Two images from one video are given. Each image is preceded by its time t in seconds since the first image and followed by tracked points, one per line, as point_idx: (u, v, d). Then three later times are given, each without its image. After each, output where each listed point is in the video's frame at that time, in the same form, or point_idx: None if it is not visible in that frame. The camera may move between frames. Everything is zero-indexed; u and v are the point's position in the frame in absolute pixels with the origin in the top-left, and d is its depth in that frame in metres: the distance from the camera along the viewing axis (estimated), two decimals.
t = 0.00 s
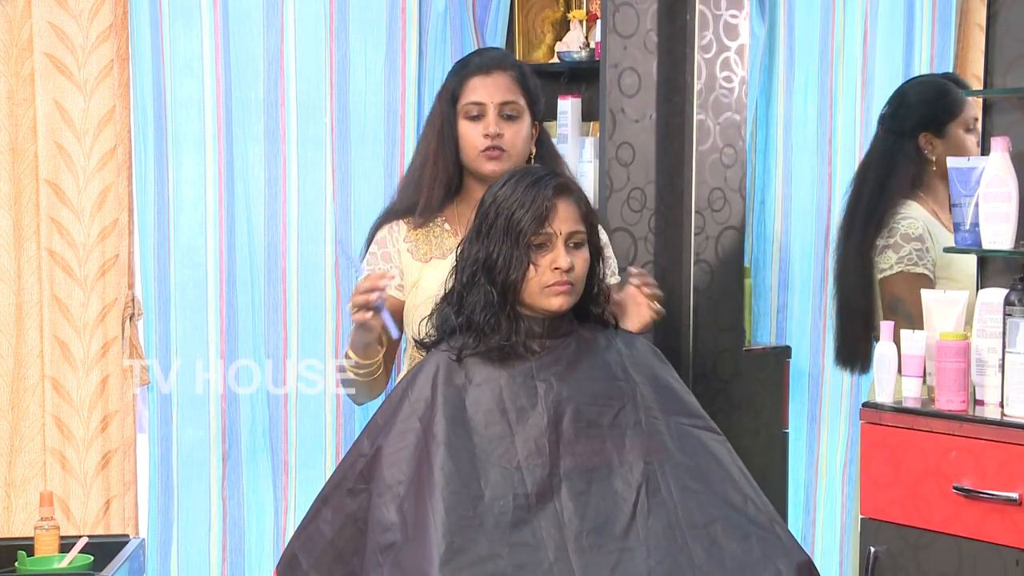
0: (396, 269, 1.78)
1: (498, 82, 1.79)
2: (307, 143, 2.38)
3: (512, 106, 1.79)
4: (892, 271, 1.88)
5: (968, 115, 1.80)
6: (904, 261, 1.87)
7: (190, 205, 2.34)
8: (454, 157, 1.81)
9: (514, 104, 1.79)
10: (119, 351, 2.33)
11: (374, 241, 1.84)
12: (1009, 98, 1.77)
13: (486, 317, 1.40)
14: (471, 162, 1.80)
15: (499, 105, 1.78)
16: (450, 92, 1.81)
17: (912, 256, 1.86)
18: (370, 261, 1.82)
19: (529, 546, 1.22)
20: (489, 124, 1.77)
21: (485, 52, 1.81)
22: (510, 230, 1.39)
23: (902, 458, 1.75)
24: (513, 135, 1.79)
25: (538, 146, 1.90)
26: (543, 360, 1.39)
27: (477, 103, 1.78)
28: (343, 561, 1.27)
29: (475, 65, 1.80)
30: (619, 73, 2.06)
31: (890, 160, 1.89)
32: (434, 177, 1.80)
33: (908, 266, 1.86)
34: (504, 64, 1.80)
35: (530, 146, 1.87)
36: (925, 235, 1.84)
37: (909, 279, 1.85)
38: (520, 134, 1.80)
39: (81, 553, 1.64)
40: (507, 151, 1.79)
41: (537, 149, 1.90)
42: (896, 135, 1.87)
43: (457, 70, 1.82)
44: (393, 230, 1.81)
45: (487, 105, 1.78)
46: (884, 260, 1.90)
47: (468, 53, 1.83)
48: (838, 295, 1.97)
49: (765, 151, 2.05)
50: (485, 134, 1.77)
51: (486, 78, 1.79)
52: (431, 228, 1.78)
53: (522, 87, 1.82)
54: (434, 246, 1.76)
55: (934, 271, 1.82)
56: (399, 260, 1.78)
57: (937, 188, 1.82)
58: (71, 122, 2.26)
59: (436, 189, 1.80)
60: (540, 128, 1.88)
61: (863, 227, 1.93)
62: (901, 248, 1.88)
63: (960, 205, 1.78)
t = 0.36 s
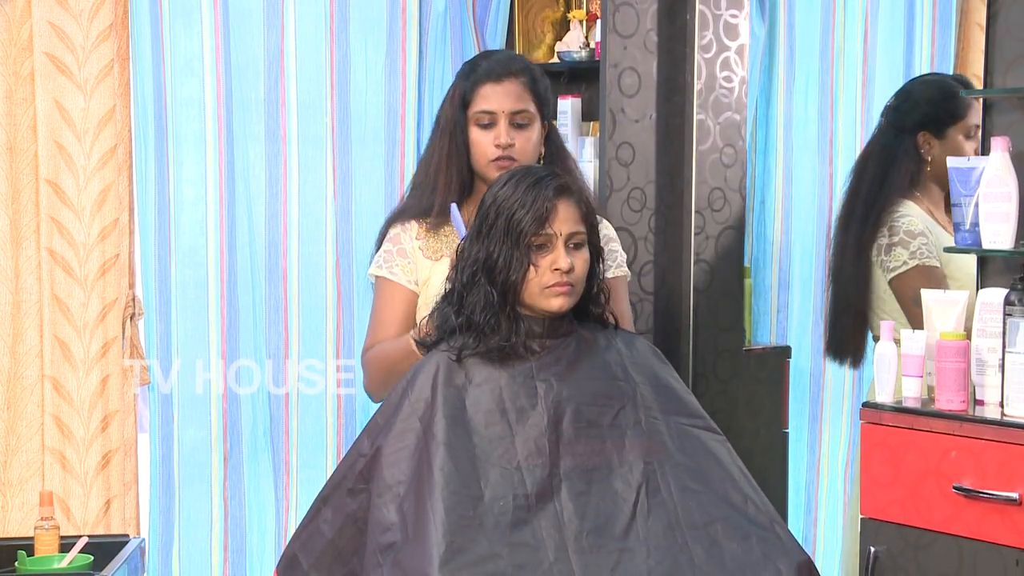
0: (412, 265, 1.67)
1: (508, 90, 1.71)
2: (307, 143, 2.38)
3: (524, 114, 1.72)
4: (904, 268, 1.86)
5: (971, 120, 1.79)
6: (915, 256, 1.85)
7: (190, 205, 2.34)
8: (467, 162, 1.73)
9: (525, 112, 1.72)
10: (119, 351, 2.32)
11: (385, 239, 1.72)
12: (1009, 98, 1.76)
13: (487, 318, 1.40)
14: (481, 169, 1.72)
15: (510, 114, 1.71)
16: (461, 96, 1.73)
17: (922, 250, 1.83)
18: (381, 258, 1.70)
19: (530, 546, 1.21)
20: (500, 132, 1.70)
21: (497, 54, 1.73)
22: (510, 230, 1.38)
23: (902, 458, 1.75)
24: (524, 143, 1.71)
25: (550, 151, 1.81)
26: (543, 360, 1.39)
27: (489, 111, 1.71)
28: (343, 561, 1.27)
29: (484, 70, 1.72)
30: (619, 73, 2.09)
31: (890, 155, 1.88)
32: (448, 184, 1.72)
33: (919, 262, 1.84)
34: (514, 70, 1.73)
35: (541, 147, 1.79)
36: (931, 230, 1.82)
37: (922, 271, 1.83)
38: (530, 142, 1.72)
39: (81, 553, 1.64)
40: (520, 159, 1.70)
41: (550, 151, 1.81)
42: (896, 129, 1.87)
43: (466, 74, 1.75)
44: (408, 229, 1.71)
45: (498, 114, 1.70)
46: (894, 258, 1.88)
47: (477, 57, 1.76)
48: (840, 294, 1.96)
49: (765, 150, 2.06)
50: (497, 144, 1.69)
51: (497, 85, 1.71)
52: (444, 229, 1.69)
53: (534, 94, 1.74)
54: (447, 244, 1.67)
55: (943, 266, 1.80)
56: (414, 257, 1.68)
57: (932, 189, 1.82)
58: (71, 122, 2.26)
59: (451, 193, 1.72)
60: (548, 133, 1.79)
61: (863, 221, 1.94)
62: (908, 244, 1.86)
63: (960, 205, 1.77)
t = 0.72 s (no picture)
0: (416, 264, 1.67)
1: (508, 94, 1.69)
2: (307, 141, 2.38)
3: (523, 118, 1.71)
4: (906, 267, 1.84)
5: (972, 124, 1.78)
6: (917, 256, 1.83)
7: (190, 204, 2.34)
8: (469, 165, 1.73)
9: (525, 115, 1.71)
10: (119, 351, 2.32)
11: (386, 239, 1.71)
12: (1009, 97, 1.75)
13: (486, 318, 1.40)
14: (483, 172, 1.72)
15: (510, 118, 1.70)
16: (461, 99, 1.73)
17: (925, 250, 1.82)
18: (382, 257, 1.68)
19: (530, 547, 1.21)
20: (500, 137, 1.69)
21: (495, 58, 1.72)
22: (511, 230, 1.38)
23: (902, 459, 1.75)
24: (524, 147, 1.71)
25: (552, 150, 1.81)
26: (543, 360, 1.39)
27: (488, 115, 1.70)
28: (343, 561, 1.27)
29: (483, 74, 1.71)
30: (618, 73, 2.15)
31: (895, 152, 1.85)
32: (451, 186, 1.72)
33: (921, 262, 1.82)
34: (513, 74, 1.71)
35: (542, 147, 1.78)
36: (932, 229, 1.81)
37: (922, 271, 1.82)
38: (531, 145, 1.71)
39: (80, 553, 1.64)
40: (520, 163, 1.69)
41: (552, 152, 1.80)
42: (899, 127, 1.85)
43: (465, 78, 1.74)
44: (410, 228, 1.70)
45: (498, 118, 1.69)
46: (895, 256, 1.86)
47: (476, 60, 1.75)
48: (839, 295, 1.95)
49: (764, 149, 2.08)
50: (497, 148, 1.69)
51: (497, 89, 1.70)
52: (447, 230, 1.69)
53: (534, 97, 1.73)
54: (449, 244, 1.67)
55: (944, 266, 1.79)
56: (417, 256, 1.67)
57: (932, 189, 1.80)
58: (71, 121, 2.26)
59: (455, 194, 1.72)
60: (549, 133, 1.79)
61: (864, 219, 1.92)
62: (911, 243, 1.84)
63: (960, 205, 1.75)
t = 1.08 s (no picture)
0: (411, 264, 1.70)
1: (503, 94, 1.73)
2: (307, 141, 2.38)
3: (519, 118, 1.74)
4: (900, 267, 1.86)
5: (972, 124, 1.79)
6: (911, 256, 1.85)
7: (190, 204, 2.34)
8: (463, 165, 1.76)
9: (520, 115, 1.74)
10: (120, 351, 2.32)
11: (382, 240, 1.74)
12: (1009, 97, 1.76)
13: (487, 317, 1.39)
14: (477, 171, 1.75)
15: (505, 118, 1.73)
16: (456, 98, 1.76)
17: (919, 251, 1.83)
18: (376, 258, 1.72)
19: (530, 547, 1.21)
20: (495, 137, 1.72)
21: (490, 59, 1.76)
22: (511, 230, 1.38)
23: (902, 459, 1.75)
24: (519, 146, 1.74)
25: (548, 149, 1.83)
26: (543, 360, 1.39)
27: (483, 116, 1.73)
28: (343, 562, 1.27)
29: (478, 73, 1.75)
30: (619, 73, 2.06)
31: (894, 151, 1.87)
32: (447, 185, 1.74)
33: (914, 262, 1.84)
34: (509, 74, 1.74)
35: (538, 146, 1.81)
36: (932, 230, 1.82)
37: (916, 272, 1.83)
38: (526, 145, 1.74)
39: (81, 553, 1.64)
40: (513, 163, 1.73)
41: (548, 150, 1.82)
42: (899, 127, 1.86)
43: (462, 78, 1.77)
44: (405, 229, 1.72)
45: (493, 118, 1.73)
46: (890, 255, 1.88)
47: (473, 59, 1.78)
48: (838, 294, 1.96)
49: (764, 149, 2.06)
50: (492, 147, 1.72)
51: (492, 89, 1.73)
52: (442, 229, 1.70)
53: (529, 97, 1.76)
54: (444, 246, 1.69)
55: (940, 267, 1.81)
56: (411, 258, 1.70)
57: (931, 188, 1.81)
58: (71, 121, 2.26)
59: (450, 194, 1.74)
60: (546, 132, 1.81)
61: (864, 219, 1.93)
62: (907, 242, 1.86)
63: (960, 205, 1.76)
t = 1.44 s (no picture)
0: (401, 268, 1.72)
1: (492, 88, 1.73)
2: (306, 140, 2.38)
3: (508, 111, 1.74)
4: (892, 264, 1.87)
5: (973, 119, 1.79)
6: (903, 255, 1.86)
7: (190, 204, 2.33)
8: (455, 162, 1.76)
9: (509, 108, 1.74)
10: (119, 350, 2.32)
11: (376, 242, 1.77)
12: (1009, 97, 1.76)
13: (488, 318, 1.40)
14: (469, 168, 1.75)
15: (493, 111, 1.73)
16: (447, 97, 1.77)
17: (912, 251, 1.85)
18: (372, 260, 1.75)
19: (530, 546, 1.21)
20: (484, 130, 1.72)
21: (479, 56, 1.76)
22: (512, 231, 1.38)
23: (902, 458, 1.75)
24: (510, 139, 1.74)
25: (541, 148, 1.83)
26: (543, 359, 1.39)
27: (471, 112, 1.73)
28: (343, 561, 1.27)
29: (469, 70, 1.75)
30: (619, 73, 2.09)
31: (897, 153, 1.86)
32: (437, 183, 1.74)
33: (906, 262, 1.85)
34: (498, 68, 1.74)
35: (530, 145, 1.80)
36: (932, 231, 1.82)
37: (905, 271, 1.85)
38: (517, 138, 1.74)
39: (80, 553, 1.63)
40: (505, 156, 1.73)
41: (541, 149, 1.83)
42: (903, 129, 1.85)
43: (452, 76, 1.77)
44: (399, 230, 1.75)
45: (481, 112, 1.72)
46: (885, 252, 1.89)
47: (463, 57, 1.79)
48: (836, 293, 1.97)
49: (765, 149, 2.05)
50: (481, 141, 1.72)
51: (481, 84, 1.73)
52: (435, 228, 1.72)
53: (518, 91, 1.76)
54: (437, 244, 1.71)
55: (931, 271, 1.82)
56: (405, 260, 1.72)
57: (938, 186, 1.81)
58: (71, 121, 2.26)
59: (441, 191, 1.74)
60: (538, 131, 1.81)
61: (867, 218, 1.92)
62: (903, 241, 1.86)
63: (960, 204, 1.76)
